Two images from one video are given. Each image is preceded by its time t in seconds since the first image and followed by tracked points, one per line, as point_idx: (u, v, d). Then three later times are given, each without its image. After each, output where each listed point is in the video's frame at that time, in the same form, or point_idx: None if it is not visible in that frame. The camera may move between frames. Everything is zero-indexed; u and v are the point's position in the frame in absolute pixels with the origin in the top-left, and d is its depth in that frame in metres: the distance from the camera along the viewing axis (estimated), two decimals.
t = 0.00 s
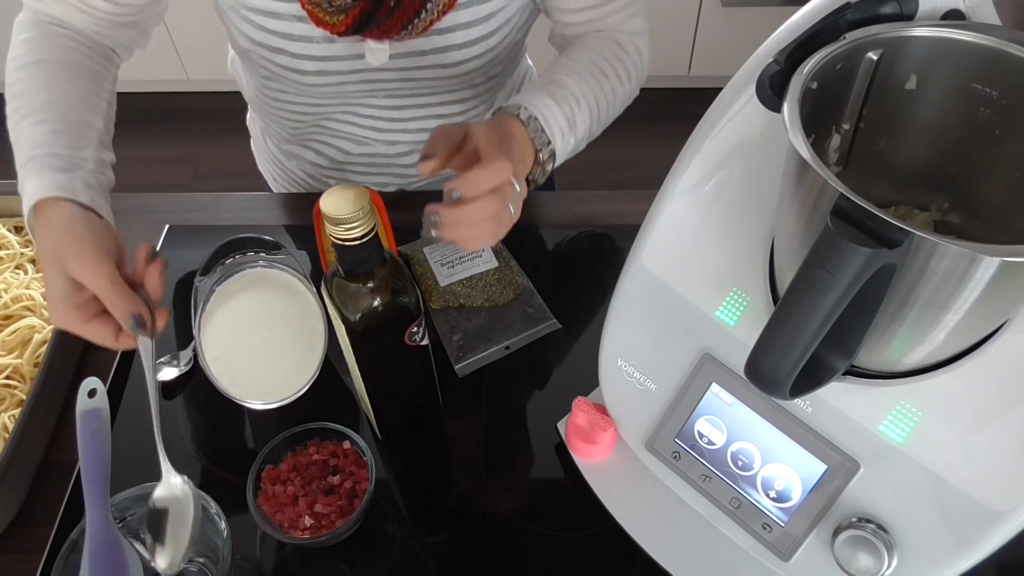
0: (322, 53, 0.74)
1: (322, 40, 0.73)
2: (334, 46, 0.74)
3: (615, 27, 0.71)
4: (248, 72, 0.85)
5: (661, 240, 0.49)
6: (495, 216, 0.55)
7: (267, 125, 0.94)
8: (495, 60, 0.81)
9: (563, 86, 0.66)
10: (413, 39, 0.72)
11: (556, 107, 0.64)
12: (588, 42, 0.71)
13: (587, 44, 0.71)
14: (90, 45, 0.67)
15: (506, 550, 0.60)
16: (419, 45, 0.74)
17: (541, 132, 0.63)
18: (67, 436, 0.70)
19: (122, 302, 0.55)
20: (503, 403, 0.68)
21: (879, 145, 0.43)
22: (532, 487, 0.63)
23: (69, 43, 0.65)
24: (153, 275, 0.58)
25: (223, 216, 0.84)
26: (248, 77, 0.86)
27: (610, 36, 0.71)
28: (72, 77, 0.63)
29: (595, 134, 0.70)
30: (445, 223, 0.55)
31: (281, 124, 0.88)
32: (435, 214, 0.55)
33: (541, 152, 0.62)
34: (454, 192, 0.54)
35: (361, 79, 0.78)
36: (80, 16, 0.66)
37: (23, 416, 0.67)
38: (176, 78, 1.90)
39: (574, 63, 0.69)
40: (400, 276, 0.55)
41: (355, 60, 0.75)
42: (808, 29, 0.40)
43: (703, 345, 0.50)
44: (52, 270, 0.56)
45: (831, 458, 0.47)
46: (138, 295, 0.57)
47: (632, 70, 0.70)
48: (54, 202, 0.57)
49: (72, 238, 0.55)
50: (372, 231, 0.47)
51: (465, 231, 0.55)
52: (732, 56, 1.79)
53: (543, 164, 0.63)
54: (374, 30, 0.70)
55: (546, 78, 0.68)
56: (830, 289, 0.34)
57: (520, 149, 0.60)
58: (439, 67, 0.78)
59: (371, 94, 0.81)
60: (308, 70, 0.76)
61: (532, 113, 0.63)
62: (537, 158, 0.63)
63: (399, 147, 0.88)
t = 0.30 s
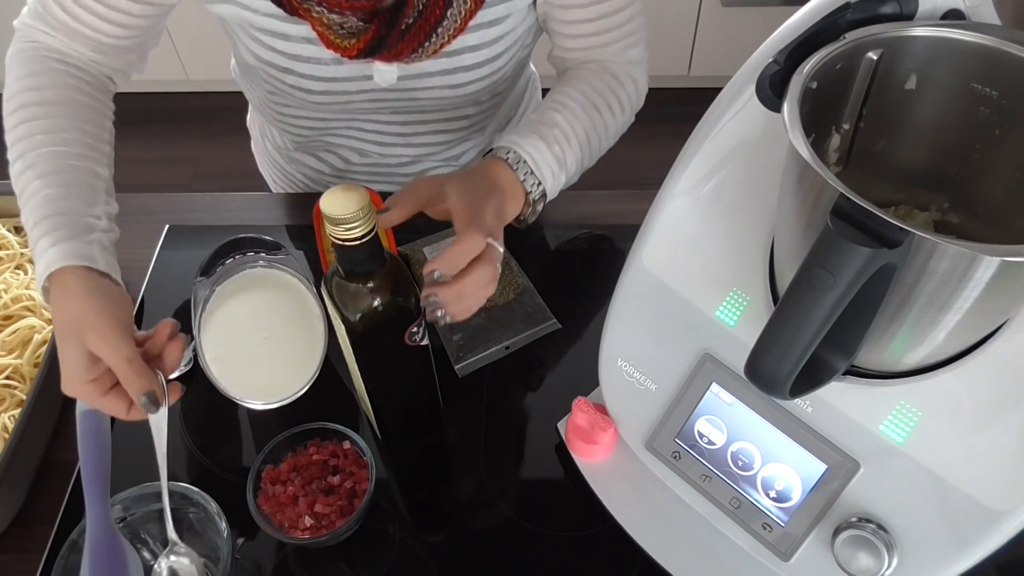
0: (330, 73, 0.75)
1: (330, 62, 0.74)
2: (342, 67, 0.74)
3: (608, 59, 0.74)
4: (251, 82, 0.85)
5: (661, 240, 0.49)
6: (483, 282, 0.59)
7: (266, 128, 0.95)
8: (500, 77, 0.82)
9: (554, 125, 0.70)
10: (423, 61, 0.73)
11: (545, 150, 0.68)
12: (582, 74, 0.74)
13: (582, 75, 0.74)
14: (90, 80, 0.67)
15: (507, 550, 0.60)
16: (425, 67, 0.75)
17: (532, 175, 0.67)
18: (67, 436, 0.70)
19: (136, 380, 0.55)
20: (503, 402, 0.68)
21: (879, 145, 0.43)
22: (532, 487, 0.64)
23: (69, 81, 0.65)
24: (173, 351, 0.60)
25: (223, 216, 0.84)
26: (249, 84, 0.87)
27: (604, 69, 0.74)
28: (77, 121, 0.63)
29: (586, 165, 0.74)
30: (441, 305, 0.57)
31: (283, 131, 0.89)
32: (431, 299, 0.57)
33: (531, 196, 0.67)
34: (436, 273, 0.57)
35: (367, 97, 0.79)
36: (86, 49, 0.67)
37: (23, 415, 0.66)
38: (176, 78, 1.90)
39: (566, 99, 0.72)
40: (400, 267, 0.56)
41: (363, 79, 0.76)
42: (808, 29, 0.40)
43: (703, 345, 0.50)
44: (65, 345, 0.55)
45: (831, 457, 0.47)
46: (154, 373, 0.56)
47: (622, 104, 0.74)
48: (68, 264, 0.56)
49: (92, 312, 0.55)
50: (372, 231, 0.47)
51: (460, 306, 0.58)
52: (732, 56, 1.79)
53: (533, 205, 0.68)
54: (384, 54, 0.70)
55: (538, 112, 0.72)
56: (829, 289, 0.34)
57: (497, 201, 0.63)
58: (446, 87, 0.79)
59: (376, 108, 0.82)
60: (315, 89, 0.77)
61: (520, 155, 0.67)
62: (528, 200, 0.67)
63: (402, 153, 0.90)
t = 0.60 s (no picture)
0: (337, 78, 0.75)
1: (337, 67, 0.74)
2: (350, 72, 0.74)
3: (612, 74, 0.76)
4: (256, 84, 0.85)
5: (661, 241, 0.49)
6: (473, 309, 0.61)
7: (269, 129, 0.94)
8: (505, 85, 0.82)
9: (554, 142, 0.72)
10: (431, 67, 0.73)
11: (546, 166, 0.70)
12: (583, 89, 0.77)
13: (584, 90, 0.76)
14: (78, 66, 0.67)
15: (507, 550, 0.60)
16: (433, 74, 0.75)
17: (531, 192, 0.70)
18: (67, 436, 0.70)
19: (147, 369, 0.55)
20: (503, 402, 0.68)
21: (880, 145, 0.43)
22: (533, 487, 0.64)
23: (58, 65, 0.65)
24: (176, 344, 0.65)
25: (223, 217, 0.84)
26: (255, 85, 0.87)
27: (607, 84, 0.76)
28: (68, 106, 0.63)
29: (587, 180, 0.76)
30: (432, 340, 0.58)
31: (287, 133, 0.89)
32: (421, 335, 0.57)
33: (530, 213, 0.70)
34: (426, 313, 0.57)
35: (374, 103, 0.79)
36: (75, 38, 0.67)
37: (24, 414, 0.66)
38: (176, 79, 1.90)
39: (566, 115, 0.75)
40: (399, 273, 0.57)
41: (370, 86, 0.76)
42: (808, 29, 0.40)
43: (703, 345, 0.50)
44: (74, 330, 0.55)
45: (830, 458, 0.47)
46: (156, 361, 0.57)
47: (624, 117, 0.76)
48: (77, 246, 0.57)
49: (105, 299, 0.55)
50: (372, 231, 0.47)
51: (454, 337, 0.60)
52: (732, 56, 1.79)
53: (533, 222, 0.71)
54: (391, 60, 0.71)
55: (539, 129, 0.74)
56: (829, 289, 0.34)
57: (488, 223, 0.66)
58: (451, 94, 0.79)
59: (381, 114, 0.82)
60: (322, 93, 0.77)
61: (520, 173, 0.70)
62: (528, 218, 0.70)
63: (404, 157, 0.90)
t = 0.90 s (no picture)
0: (341, 76, 0.75)
1: (341, 65, 0.74)
2: (351, 70, 0.74)
3: (618, 78, 0.78)
4: (261, 80, 0.85)
5: (662, 240, 0.49)
6: (432, 329, 0.60)
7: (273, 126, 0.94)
8: (507, 84, 0.82)
9: (557, 148, 0.73)
10: (432, 66, 0.73)
11: (547, 173, 0.70)
12: (587, 95, 0.78)
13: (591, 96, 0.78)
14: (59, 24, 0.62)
15: (507, 549, 0.60)
16: (436, 73, 0.75)
17: (532, 199, 0.69)
18: (68, 436, 0.70)
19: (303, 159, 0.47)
20: (503, 402, 0.68)
21: (879, 145, 0.43)
22: (533, 487, 0.63)
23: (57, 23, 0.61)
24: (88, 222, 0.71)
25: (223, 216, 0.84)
26: (261, 82, 0.87)
27: (612, 88, 0.77)
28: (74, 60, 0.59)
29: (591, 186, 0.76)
30: (390, 360, 0.57)
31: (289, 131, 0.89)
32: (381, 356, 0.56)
33: (531, 220, 0.70)
34: (393, 334, 0.56)
35: (377, 102, 0.79)
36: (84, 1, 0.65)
37: (23, 415, 0.66)
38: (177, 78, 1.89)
39: (570, 122, 0.75)
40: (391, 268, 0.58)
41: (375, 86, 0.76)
42: (808, 28, 0.40)
43: (703, 345, 0.50)
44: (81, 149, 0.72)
45: (831, 457, 0.47)
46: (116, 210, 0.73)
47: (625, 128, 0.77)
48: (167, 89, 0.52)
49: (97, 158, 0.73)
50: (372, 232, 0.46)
51: (414, 354, 0.59)
52: (732, 56, 1.79)
53: (534, 228, 0.71)
54: (395, 59, 0.71)
55: (541, 136, 0.74)
56: (829, 289, 0.34)
57: (474, 236, 0.65)
58: (453, 93, 0.79)
59: (384, 113, 0.82)
60: (325, 90, 0.77)
61: (521, 180, 0.70)
62: (529, 223, 0.70)
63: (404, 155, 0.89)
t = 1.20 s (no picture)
0: (357, 81, 0.75)
1: (356, 69, 0.74)
2: (367, 73, 0.74)
3: (618, 77, 0.78)
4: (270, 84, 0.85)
5: (662, 241, 0.49)
6: (431, 330, 0.60)
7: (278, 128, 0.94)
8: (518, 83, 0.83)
9: (561, 148, 0.72)
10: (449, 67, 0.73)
11: (553, 173, 0.70)
12: (589, 93, 0.78)
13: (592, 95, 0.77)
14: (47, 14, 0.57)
15: (507, 549, 0.60)
16: (451, 74, 0.75)
17: (538, 199, 0.70)
18: (68, 436, 0.70)
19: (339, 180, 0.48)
20: (503, 402, 0.68)
21: (880, 145, 0.43)
22: (533, 487, 0.64)
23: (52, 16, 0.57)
24: None
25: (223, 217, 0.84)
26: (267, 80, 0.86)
27: (613, 87, 0.78)
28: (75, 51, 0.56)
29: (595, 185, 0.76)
30: (387, 361, 0.57)
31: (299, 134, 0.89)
32: (377, 357, 0.56)
33: (537, 220, 0.70)
34: (388, 334, 0.56)
35: (392, 104, 0.79)
36: None
37: (23, 415, 0.66)
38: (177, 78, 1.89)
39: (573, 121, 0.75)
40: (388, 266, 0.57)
41: (389, 88, 0.76)
42: (809, 28, 0.40)
43: (703, 345, 0.50)
44: None
45: (830, 457, 0.47)
46: None
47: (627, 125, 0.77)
48: (198, 80, 0.51)
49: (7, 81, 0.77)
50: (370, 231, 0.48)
51: (412, 356, 0.59)
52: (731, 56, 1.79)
53: (540, 228, 0.71)
54: (412, 60, 0.70)
55: (545, 134, 0.74)
56: (829, 289, 0.34)
57: (477, 237, 0.66)
58: (468, 93, 0.79)
59: (397, 115, 0.82)
60: (339, 95, 0.77)
61: (527, 180, 0.70)
62: (535, 224, 0.70)
63: (416, 156, 0.90)
